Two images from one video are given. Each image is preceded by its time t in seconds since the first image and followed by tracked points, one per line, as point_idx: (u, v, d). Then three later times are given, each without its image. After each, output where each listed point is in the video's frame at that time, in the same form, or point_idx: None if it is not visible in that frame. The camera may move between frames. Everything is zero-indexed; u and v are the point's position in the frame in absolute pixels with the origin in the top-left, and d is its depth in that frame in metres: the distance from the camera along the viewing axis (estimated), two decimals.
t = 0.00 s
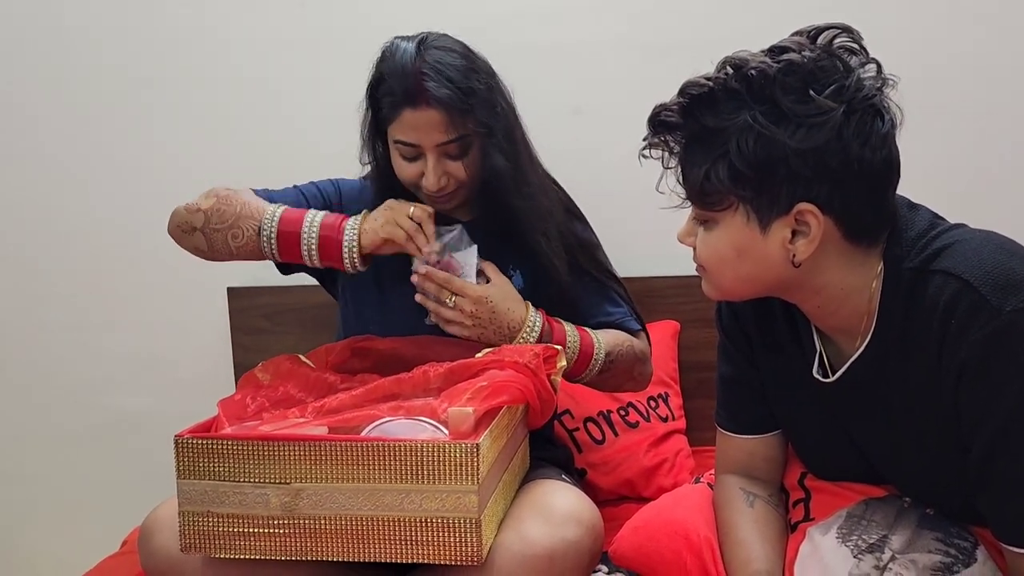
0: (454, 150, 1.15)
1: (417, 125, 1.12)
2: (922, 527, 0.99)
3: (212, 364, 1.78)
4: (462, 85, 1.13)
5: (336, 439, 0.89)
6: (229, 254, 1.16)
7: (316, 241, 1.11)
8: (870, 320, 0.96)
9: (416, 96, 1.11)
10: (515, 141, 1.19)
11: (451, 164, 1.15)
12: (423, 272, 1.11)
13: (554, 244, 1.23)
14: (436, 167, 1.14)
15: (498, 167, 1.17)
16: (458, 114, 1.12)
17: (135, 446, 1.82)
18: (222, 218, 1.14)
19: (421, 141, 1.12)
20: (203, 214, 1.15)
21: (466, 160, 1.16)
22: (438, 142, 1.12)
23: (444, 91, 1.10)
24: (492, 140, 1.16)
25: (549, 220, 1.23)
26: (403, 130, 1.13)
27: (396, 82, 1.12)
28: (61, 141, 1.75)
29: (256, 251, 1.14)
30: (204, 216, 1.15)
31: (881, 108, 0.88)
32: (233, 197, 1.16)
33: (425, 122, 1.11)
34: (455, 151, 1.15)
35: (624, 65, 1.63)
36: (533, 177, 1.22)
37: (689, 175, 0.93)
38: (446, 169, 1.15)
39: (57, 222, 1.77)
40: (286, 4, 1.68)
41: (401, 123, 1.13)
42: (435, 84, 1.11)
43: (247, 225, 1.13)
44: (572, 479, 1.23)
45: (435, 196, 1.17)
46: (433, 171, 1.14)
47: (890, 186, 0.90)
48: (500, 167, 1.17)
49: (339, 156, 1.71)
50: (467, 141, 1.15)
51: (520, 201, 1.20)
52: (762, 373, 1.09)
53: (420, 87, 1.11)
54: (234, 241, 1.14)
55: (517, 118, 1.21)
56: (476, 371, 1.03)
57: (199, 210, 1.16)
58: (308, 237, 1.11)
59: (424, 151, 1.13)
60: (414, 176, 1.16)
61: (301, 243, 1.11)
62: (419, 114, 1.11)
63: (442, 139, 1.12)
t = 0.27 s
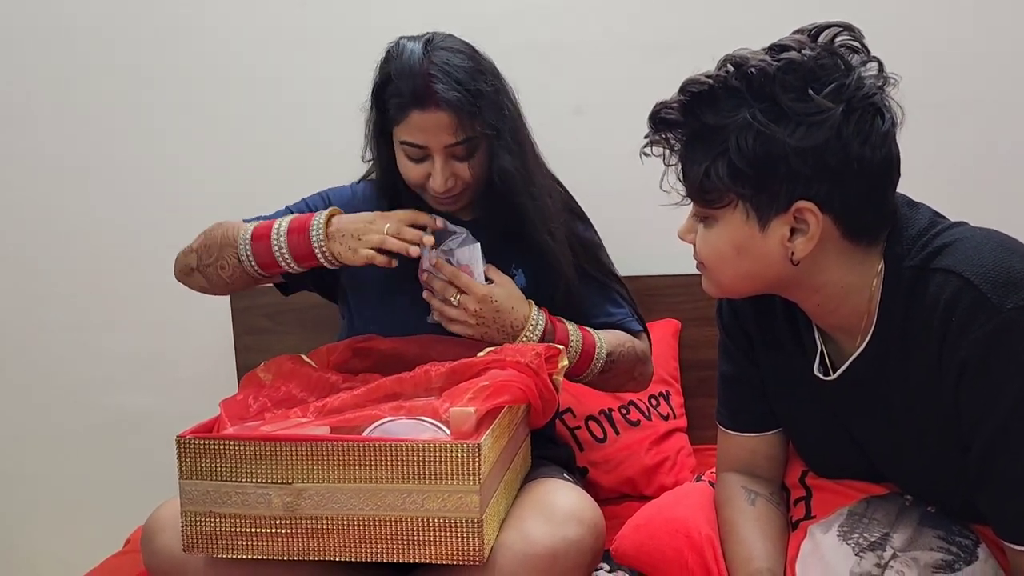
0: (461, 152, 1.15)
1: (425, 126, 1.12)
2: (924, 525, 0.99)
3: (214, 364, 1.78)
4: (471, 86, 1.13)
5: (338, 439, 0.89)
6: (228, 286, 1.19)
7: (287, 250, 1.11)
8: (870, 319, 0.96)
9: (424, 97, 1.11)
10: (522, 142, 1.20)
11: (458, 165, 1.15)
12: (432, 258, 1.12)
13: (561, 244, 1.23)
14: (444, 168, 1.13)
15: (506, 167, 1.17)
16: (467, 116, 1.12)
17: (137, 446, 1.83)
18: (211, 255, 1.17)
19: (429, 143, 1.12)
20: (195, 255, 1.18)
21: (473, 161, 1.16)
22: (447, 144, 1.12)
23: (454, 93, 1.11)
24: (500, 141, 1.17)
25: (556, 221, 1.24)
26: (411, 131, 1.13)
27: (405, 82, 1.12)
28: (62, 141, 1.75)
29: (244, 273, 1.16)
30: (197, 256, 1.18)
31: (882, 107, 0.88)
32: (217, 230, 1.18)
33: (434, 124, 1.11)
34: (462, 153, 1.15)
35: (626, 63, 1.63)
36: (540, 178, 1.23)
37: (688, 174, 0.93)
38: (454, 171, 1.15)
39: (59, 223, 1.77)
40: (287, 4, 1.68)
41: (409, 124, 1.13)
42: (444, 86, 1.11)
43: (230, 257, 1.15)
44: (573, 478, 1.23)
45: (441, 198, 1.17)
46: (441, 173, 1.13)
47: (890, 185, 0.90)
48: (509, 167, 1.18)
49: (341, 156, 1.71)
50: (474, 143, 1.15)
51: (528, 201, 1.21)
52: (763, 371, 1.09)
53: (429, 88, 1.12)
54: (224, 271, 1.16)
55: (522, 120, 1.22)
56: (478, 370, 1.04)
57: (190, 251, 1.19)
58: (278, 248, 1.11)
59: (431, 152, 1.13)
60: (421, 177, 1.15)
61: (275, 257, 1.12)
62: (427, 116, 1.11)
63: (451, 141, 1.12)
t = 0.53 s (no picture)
0: (466, 156, 1.15)
1: (431, 130, 1.12)
2: (923, 527, 0.99)
3: (215, 365, 1.78)
4: (478, 91, 1.13)
5: (336, 441, 0.89)
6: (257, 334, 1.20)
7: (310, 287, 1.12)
8: (870, 320, 0.96)
9: (432, 101, 1.11)
10: (526, 147, 1.20)
11: (463, 169, 1.15)
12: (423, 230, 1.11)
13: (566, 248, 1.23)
14: (449, 172, 1.14)
15: (512, 172, 1.17)
16: (475, 121, 1.12)
17: (138, 446, 1.83)
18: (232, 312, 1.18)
19: (435, 146, 1.12)
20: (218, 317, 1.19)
21: (477, 166, 1.17)
22: (453, 148, 1.13)
23: (462, 97, 1.11)
24: (507, 147, 1.17)
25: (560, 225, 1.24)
26: (417, 134, 1.13)
27: (412, 85, 1.12)
28: (63, 142, 1.75)
29: (273, 321, 1.17)
30: (220, 317, 1.19)
31: (880, 109, 0.88)
32: (230, 286, 1.19)
33: (441, 127, 1.11)
34: (467, 157, 1.15)
35: (626, 64, 1.63)
36: (543, 183, 1.23)
37: (687, 175, 0.93)
38: (458, 174, 1.15)
39: (60, 224, 1.77)
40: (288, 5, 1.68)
41: (415, 128, 1.13)
42: (452, 91, 1.11)
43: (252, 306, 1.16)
44: (573, 479, 1.23)
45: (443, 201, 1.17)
46: (446, 176, 1.13)
47: (889, 187, 0.90)
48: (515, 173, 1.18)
49: (342, 157, 1.71)
50: (480, 147, 1.15)
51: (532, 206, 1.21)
52: (762, 372, 1.09)
53: (437, 92, 1.11)
54: (254, 326, 1.17)
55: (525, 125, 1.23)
56: (477, 372, 1.04)
57: (214, 316, 1.20)
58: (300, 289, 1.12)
59: (437, 155, 1.13)
60: (425, 180, 1.15)
61: (302, 298, 1.13)
62: (434, 119, 1.11)
63: (457, 145, 1.13)
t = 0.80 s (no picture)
0: (471, 165, 1.15)
1: (442, 134, 1.11)
2: (920, 528, 0.99)
3: (211, 365, 1.78)
4: (495, 104, 1.13)
5: (332, 443, 0.89)
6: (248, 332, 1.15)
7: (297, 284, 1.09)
8: (867, 322, 0.96)
9: (447, 105, 1.11)
10: (536, 163, 1.20)
11: (465, 177, 1.15)
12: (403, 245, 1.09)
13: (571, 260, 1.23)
14: (450, 177, 1.13)
15: (522, 186, 1.18)
16: (487, 132, 1.12)
17: (135, 447, 1.82)
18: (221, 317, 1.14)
19: (442, 151, 1.12)
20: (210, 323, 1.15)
21: (479, 176, 1.16)
22: (459, 155, 1.12)
23: (477, 108, 1.10)
24: (516, 161, 1.17)
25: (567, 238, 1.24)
26: (426, 136, 1.12)
27: (430, 88, 1.12)
28: (58, 142, 1.75)
29: (256, 316, 1.12)
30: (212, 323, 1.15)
31: (877, 110, 0.88)
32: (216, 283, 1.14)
33: (451, 134, 1.11)
34: (471, 166, 1.15)
35: (625, 65, 1.63)
36: (552, 198, 1.23)
37: (684, 176, 0.93)
38: (459, 181, 1.15)
39: (57, 225, 1.77)
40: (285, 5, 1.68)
41: (424, 129, 1.12)
42: (468, 99, 1.11)
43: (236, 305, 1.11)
44: (570, 481, 1.23)
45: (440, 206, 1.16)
46: (446, 182, 1.12)
47: (886, 188, 0.90)
48: (522, 187, 1.18)
49: (339, 157, 1.71)
50: (487, 158, 1.15)
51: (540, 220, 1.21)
52: (759, 373, 1.09)
53: (453, 98, 1.11)
54: (237, 320, 1.12)
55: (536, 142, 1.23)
56: (473, 373, 1.03)
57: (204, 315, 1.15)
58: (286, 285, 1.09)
59: (441, 160, 1.13)
60: (425, 182, 1.14)
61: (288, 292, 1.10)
62: (446, 125, 1.11)
63: (465, 153, 1.12)
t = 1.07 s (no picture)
0: (456, 167, 1.14)
1: (424, 135, 1.11)
2: (918, 526, 0.99)
3: (206, 365, 1.77)
4: (480, 104, 1.11)
5: (328, 445, 0.88)
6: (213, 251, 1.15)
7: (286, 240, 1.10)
8: (864, 320, 0.96)
9: (430, 106, 1.10)
10: (527, 166, 1.18)
11: (450, 179, 1.14)
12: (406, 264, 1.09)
13: (560, 262, 1.22)
14: (434, 179, 1.13)
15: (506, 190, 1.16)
16: (470, 134, 1.11)
17: (130, 448, 1.81)
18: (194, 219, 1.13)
19: (425, 151, 1.11)
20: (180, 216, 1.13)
21: (465, 179, 1.15)
22: (442, 156, 1.12)
23: (459, 109, 1.09)
24: (502, 164, 1.15)
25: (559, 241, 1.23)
26: (410, 136, 1.12)
27: (414, 87, 1.11)
28: (53, 141, 1.74)
29: (229, 241, 1.12)
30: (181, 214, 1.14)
31: (874, 107, 0.87)
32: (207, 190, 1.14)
33: (434, 135, 1.10)
34: (456, 168, 1.14)
35: (622, 64, 1.63)
36: (544, 201, 1.22)
37: (681, 175, 0.93)
38: (444, 183, 1.14)
39: (52, 224, 1.76)
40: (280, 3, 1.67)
41: (409, 129, 1.12)
42: (450, 100, 1.10)
43: (217, 220, 1.11)
44: (566, 480, 1.22)
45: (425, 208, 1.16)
46: (429, 183, 1.12)
47: (883, 187, 0.89)
48: (508, 191, 1.16)
49: (335, 156, 1.70)
50: (472, 160, 1.14)
51: (527, 223, 1.20)
52: (756, 372, 1.09)
53: (436, 99, 1.10)
54: (207, 236, 1.12)
55: (531, 143, 1.21)
56: (470, 373, 1.03)
57: (176, 209, 1.14)
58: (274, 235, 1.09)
59: (426, 161, 1.12)
60: (410, 181, 1.14)
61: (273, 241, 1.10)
62: (428, 125, 1.10)
63: (448, 154, 1.12)
